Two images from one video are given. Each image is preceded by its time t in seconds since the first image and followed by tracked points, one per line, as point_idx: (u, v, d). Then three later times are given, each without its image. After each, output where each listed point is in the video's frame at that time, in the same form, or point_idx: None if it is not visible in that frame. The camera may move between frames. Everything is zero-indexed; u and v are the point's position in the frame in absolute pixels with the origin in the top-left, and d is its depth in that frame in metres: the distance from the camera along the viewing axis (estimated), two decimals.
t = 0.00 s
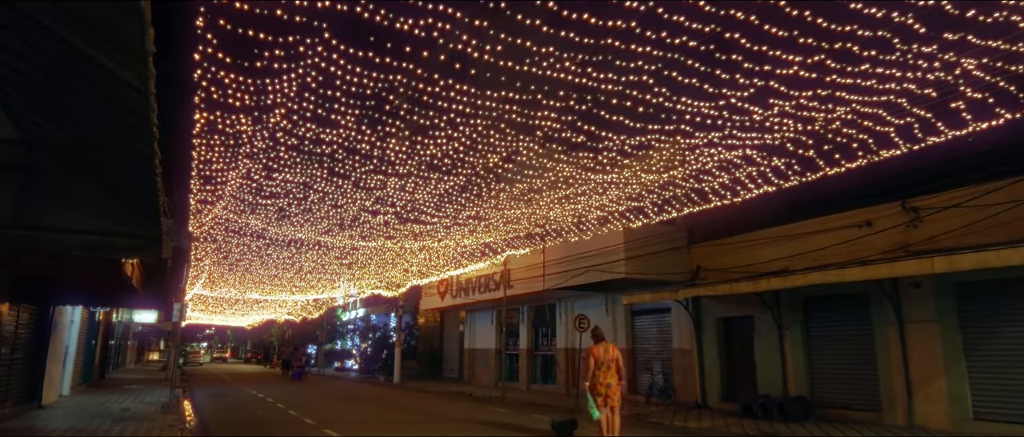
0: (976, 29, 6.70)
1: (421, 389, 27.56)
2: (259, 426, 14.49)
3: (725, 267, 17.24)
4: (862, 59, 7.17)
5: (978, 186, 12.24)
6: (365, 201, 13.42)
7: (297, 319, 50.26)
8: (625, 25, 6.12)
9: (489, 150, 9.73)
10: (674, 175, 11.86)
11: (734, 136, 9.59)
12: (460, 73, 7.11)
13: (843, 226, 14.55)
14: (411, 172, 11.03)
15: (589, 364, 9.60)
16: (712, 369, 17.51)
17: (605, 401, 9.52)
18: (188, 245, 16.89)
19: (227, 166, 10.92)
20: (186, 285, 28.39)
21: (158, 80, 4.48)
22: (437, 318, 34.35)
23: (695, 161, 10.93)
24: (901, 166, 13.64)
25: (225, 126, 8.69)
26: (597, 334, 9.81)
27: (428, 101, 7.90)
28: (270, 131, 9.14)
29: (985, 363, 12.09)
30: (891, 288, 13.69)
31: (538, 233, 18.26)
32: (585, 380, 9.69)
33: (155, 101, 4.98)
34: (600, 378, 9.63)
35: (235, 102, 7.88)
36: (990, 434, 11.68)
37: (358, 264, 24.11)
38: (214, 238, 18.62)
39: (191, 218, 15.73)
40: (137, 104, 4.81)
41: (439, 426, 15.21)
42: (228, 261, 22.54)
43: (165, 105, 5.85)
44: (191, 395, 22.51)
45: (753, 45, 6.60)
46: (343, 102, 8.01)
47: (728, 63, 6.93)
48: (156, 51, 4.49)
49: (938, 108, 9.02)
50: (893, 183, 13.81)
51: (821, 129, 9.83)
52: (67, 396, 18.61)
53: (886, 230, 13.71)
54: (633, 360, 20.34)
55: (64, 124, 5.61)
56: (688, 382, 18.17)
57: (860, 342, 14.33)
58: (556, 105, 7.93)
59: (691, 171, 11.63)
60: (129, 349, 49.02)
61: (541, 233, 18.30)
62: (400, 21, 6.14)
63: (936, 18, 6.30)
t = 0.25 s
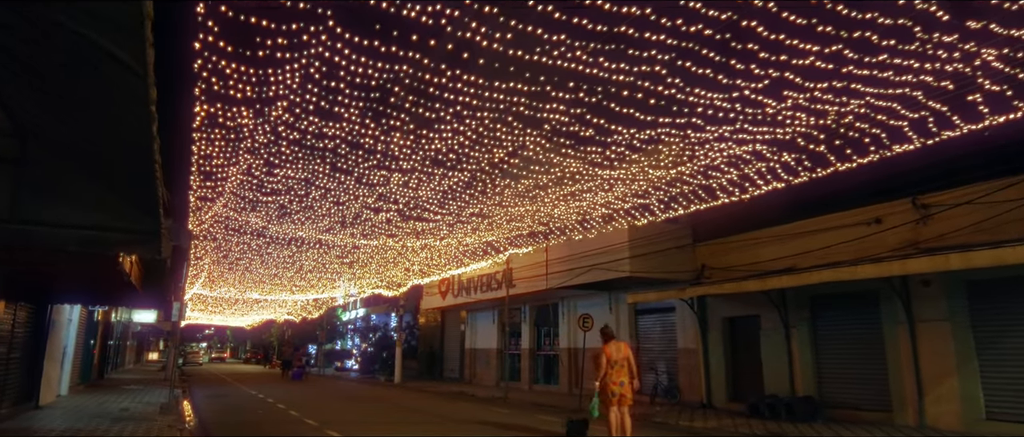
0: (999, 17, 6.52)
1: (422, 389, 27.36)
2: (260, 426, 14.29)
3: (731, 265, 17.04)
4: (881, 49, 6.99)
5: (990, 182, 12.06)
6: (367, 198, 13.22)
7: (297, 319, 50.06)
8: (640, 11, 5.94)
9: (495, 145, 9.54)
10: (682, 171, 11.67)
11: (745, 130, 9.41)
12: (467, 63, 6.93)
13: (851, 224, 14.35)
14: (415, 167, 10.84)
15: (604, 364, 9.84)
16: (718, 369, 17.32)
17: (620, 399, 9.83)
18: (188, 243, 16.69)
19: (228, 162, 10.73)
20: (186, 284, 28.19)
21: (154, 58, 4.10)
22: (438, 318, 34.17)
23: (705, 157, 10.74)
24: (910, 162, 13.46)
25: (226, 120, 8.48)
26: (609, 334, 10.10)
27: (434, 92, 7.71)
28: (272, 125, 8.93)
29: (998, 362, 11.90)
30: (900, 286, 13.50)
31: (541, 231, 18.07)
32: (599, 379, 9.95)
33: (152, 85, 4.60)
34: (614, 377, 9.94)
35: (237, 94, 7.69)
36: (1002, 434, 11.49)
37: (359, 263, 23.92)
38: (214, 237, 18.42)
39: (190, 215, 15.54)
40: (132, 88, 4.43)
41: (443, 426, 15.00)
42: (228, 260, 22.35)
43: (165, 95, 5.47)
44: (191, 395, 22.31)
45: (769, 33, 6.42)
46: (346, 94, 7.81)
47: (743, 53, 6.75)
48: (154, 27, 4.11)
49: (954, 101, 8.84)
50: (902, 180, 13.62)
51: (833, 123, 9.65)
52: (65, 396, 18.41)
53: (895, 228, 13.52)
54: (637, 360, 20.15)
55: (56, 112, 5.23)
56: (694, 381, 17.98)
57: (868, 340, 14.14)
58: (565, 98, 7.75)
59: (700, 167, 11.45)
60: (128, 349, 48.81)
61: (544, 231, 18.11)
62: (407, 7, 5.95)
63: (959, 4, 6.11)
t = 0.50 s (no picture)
0: None
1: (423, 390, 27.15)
2: (261, 427, 14.04)
3: (738, 265, 16.84)
4: (905, 41, 6.77)
5: (1005, 181, 11.84)
6: (371, 196, 13.00)
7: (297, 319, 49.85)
8: None
9: (503, 141, 9.31)
10: (692, 168, 11.45)
11: (760, 126, 9.19)
12: (478, 55, 6.71)
13: (862, 223, 14.14)
14: (421, 164, 10.61)
15: (620, 364, 9.91)
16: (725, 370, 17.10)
17: (633, 399, 9.90)
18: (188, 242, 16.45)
19: (229, 159, 10.50)
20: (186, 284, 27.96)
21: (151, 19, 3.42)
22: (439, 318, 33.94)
23: (716, 154, 10.51)
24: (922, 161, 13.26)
25: (228, 114, 8.25)
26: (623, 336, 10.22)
27: (442, 86, 7.47)
28: (275, 120, 8.69)
29: (1013, 364, 11.66)
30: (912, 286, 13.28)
31: (545, 230, 17.85)
32: (613, 379, 9.98)
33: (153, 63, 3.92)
34: (629, 379, 9.97)
35: (239, 87, 7.46)
36: None
37: (361, 263, 23.70)
38: (214, 236, 18.20)
39: (191, 214, 15.31)
40: (128, 64, 3.75)
41: (447, 428, 14.76)
42: (228, 259, 22.13)
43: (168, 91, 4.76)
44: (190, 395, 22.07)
45: (792, 24, 6.20)
46: (352, 87, 7.58)
47: (764, 45, 6.54)
48: None
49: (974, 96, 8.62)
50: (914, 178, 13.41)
51: (849, 119, 9.43)
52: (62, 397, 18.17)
53: (907, 227, 13.30)
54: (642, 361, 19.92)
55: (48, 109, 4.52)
56: (700, 382, 17.76)
57: (880, 341, 13.92)
58: (578, 92, 7.53)
59: (710, 164, 11.23)
60: (127, 349, 48.59)
61: (549, 230, 17.90)
62: None
63: None
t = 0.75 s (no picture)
0: None
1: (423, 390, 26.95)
2: (260, 428, 13.82)
3: (744, 265, 16.65)
4: (924, 34, 6.59)
5: (1016, 179, 11.66)
6: (372, 194, 12.80)
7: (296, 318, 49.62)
8: None
9: (508, 137, 9.10)
10: (700, 166, 11.27)
11: (770, 122, 9.01)
12: (485, 48, 6.52)
13: (871, 222, 13.95)
14: (424, 161, 10.40)
15: (629, 366, 9.75)
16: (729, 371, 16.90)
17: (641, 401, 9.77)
18: (186, 241, 16.25)
19: (228, 155, 10.30)
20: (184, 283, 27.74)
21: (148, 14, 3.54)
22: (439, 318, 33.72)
23: (725, 151, 10.31)
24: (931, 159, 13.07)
25: (226, 109, 8.04)
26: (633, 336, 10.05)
27: (447, 80, 7.28)
28: (275, 115, 8.49)
29: None
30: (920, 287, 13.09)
31: (548, 229, 17.65)
32: (621, 380, 9.83)
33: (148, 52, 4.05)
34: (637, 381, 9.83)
35: (239, 81, 7.26)
36: None
37: (361, 262, 23.48)
38: (213, 234, 17.99)
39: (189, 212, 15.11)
40: (123, 54, 3.92)
41: (450, 429, 14.54)
42: (227, 258, 21.92)
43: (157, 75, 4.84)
44: (189, 396, 21.85)
45: (809, 14, 6.02)
46: (354, 81, 7.38)
47: (780, 37, 6.38)
48: None
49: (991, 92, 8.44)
50: (923, 177, 13.22)
51: (861, 116, 9.24)
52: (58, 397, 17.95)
53: (915, 226, 13.12)
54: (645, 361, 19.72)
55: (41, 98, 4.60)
56: (704, 383, 17.57)
57: (887, 342, 13.72)
58: (586, 86, 7.33)
59: (718, 162, 11.03)
60: (126, 348, 48.36)
61: (551, 229, 17.71)
62: None
63: None
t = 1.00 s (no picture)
0: None
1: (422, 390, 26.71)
2: (256, 429, 13.57)
3: (747, 263, 16.45)
4: (944, 20, 6.41)
5: None
6: (371, 190, 12.57)
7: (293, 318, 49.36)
8: None
9: (511, 130, 8.89)
10: (705, 161, 11.08)
11: (780, 115, 8.81)
12: (492, 35, 6.31)
13: (877, 219, 13.75)
14: (424, 156, 10.18)
15: (633, 365, 9.55)
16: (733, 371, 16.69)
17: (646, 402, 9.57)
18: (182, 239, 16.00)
19: (224, 150, 10.06)
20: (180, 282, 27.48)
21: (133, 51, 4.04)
22: (438, 317, 33.50)
23: (733, 143, 10.11)
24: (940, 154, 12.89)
25: (222, 100, 7.81)
26: (637, 333, 9.82)
27: (450, 68, 7.06)
28: (272, 107, 8.26)
29: None
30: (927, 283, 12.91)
31: (549, 227, 17.42)
32: (625, 380, 9.63)
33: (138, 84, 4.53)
34: (642, 380, 9.62)
35: (236, 70, 7.04)
36: None
37: (359, 261, 23.25)
38: (209, 232, 17.74)
39: (185, 210, 14.87)
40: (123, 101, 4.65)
41: (450, 429, 14.29)
42: (223, 257, 21.67)
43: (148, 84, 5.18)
44: (185, 396, 21.59)
45: None
46: (355, 71, 7.16)
47: (796, 24, 6.20)
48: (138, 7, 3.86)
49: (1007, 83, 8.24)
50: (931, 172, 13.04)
51: (872, 108, 9.04)
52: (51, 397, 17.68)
53: (923, 223, 12.92)
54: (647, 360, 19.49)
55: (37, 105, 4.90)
56: (708, 383, 17.35)
57: (894, 340, 13.53)
58: (595, 76, 7.12)
59: (725, 156, 10.83)
60: (121, 348, 48.07)
61: (552, 227, 17.50)
62: None
63: None
